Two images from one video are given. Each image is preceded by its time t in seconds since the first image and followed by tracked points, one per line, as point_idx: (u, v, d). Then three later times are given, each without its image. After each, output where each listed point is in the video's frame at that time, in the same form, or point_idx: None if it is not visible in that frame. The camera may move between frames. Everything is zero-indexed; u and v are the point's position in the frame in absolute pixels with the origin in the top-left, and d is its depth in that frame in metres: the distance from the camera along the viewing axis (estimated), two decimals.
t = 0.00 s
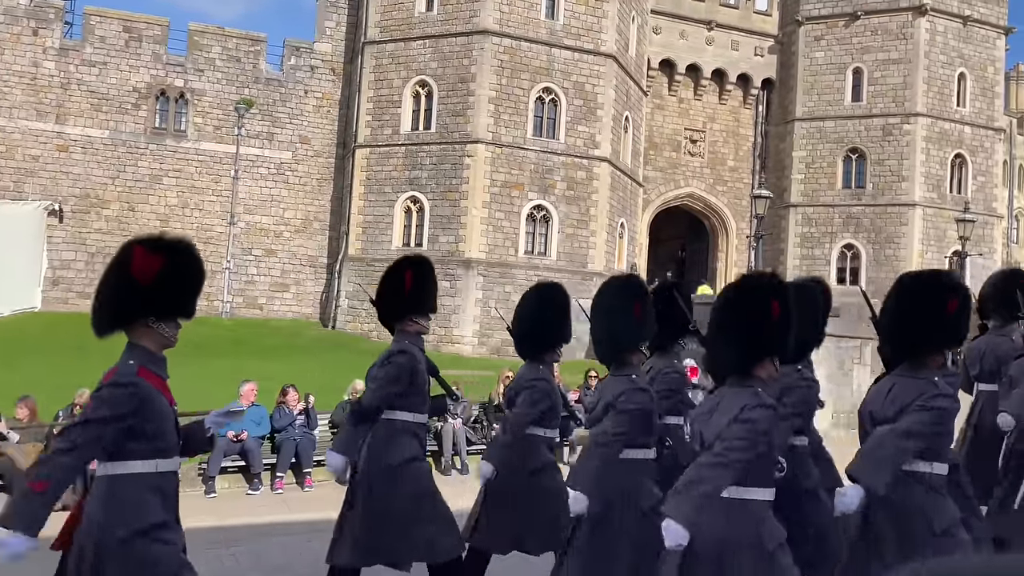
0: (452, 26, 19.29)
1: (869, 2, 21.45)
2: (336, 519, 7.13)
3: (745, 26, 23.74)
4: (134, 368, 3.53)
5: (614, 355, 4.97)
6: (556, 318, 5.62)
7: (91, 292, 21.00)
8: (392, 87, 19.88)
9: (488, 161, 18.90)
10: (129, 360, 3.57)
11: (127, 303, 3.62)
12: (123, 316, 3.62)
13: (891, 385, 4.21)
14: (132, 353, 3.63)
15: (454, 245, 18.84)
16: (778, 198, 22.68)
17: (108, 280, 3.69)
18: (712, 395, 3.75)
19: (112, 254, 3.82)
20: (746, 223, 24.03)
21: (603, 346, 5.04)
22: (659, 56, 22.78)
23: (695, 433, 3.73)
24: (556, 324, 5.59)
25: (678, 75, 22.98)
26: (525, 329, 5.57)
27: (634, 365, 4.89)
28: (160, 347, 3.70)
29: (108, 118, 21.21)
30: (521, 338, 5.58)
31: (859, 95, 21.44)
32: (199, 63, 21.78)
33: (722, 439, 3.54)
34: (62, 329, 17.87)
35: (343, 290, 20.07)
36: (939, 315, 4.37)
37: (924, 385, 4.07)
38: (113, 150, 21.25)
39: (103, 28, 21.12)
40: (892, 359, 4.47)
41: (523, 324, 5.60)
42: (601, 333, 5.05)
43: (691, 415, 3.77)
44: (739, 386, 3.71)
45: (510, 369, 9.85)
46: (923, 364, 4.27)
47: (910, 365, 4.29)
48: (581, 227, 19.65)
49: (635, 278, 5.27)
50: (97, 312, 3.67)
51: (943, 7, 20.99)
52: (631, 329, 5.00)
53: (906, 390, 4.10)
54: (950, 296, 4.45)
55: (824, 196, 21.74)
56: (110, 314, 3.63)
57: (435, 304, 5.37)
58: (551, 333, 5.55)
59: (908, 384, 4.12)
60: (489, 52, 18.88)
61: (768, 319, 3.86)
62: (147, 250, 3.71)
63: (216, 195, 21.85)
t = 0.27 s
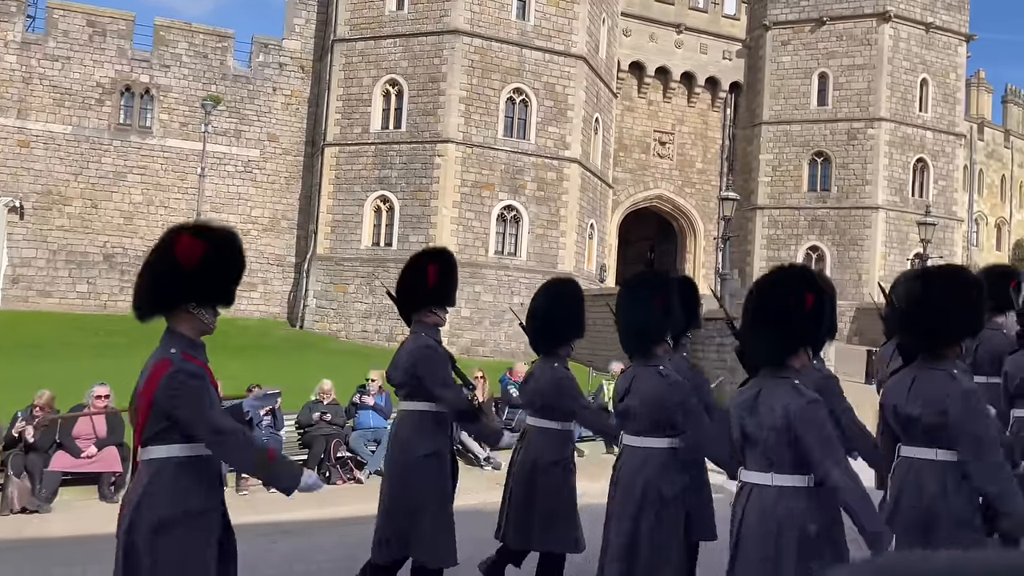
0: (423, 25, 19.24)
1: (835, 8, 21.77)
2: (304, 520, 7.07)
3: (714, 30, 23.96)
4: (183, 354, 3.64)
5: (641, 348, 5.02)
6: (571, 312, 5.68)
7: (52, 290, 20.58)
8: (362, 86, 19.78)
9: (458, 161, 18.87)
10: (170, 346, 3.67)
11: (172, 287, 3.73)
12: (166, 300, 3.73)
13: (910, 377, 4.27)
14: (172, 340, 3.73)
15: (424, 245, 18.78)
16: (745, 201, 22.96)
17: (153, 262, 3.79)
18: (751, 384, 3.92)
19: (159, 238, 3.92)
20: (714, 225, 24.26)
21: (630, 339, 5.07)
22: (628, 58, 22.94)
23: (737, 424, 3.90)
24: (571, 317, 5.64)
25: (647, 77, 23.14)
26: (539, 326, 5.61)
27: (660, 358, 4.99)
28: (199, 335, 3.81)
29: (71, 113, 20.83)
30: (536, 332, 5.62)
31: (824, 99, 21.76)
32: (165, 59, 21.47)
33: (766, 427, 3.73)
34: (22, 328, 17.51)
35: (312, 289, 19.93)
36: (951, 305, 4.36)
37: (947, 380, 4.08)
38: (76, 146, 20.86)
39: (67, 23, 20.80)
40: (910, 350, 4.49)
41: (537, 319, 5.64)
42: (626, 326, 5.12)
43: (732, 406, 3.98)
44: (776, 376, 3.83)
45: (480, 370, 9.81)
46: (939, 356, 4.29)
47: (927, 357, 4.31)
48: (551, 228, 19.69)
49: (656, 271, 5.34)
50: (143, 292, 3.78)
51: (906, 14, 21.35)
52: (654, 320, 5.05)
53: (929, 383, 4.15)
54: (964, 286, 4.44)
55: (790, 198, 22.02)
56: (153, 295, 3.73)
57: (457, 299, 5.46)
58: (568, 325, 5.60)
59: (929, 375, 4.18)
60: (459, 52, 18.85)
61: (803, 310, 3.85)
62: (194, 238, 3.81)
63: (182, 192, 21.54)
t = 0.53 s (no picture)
0: (394, 23, 19.16)
1: (802, 12, 22.06)
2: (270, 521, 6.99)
3: (684, 32, 24.15)
4: (234, 359, 3.78)
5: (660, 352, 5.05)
6: (585, 315, 5.66)
7: (13, 287, 20.16)
8: (332, 83, 19.65)
9: (429, 160, 18.83)
10: (216, 351, 3.80)
11: (221, 297, 3.87)
12: (213, 308, 3.87)
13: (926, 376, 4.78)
14: (218, 346, 3.86)
15: (394, 244, 18.70)
16: (714, 202, 23.19)
17: (201, 270, 3.91)
18: (777, 389, 4.33)
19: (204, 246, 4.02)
20: (683, 226, 24.46)
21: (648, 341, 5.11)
22: (600, 59, 23.05)
23: (767, 427, 4.27)
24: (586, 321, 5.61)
25: (618, 78, 23.27)
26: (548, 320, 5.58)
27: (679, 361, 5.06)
28: (240, 341, 3.94)
29: (34, 108, 20.43)
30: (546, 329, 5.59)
31: (792, 102, 22.04)
32: (130, 53, 21.15)
33: (801, 428, 4.12)
34: None
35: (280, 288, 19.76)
36: (959, 307, 4.81)
37: (960, 377, 4.59)
38: (39, 141, 20.47)
39: (30, 16, 20.40)
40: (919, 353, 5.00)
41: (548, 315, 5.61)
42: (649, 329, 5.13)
43: (759, 410, 4.37)
44: (802, 379, 4.28)
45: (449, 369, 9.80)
46: (952, 357, 4.76)
47: (939, 358, 4.81)
48: (522, 227, 19.71)
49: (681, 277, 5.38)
50: (189, 298, 3.90)
51: (871, 19, 21.68)
52: (678, 322, 5.10)
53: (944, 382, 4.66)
54: (973, 292, 4.83)
55: (758, 200, 22.27)
56: (202, 304, 3.88)
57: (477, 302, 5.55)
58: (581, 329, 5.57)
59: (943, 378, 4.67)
60: (430, 50, 18.80)
61: (829, 316, 4.34)
62: (240, 248, 3.92)
63: (148, 189, 21.21)
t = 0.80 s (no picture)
0: (367, 19, 19.03)
1: (774, 14, 22.25)
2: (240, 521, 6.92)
3: (657, 32, 24.27)
4: (279, 350, 3.68)
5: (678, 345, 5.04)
6: (596, 310, 5.70)
7: None
8: (304, 79, 19.48)
9: (402, 157, 18.73)
10: (261, 343, 3.71)
11: (270, 289, 3.81)
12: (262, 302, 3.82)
13: (925, 373, 4.74)
14: (266, 338, 3.77)
15: (366, 241, 18.59)
16: (686, 201, 23.35)
17: (248, 266, 3.88)
18: (798, 380, 4.23)
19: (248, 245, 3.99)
20: (656, 225, 24.59)
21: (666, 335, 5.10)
22: (573, 58, 23.10)
23: (788, 417, 4.16)
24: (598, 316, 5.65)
25: (591, 78, 23.35)
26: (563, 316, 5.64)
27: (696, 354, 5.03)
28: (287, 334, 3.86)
29: None
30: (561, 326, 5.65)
31: (763, 103, 22.24)
32: (97, 47, 20.81)
33: (819, 418, 4.01)
34: None
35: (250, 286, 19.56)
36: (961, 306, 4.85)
37: (960, 373, 4.58)
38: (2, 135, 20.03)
39: None
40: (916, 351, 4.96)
41: (564, 309, 5.65)
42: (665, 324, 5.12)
43: (779, 402, 4.26)
44: (822, 371, 4.19)
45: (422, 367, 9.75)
46: (951, 351, 4.72)
47: (939, 353, 4.74)
48: (495, 226, 19.68)
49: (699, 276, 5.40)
50: (237, 296, 3.87)
51: (841, 21, 21.93)
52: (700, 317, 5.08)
53: (943, 377, 4.64)
54: (970, 293, 4.93)
55: (729, 200, 22.46)
56: (250, 299, 3.84)
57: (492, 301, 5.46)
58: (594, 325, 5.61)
59: (943, 372, 4.66)
60: (404, 47, 18.71)
61: (850, 310, 4.28)
62: (287, 241, 3.89)
63: (114, 184, 20.86)
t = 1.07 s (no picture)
0: (342, 15, 18.91)
1: (748, 15, 22.43)
2: (213, 520, 6.85)
3: (632, 31, 24.37)
4: (322, 346, 3.93)
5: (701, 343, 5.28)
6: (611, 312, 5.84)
7: None
8: (278, 75, 19.34)
9: (378, 155, 18.64)
10: (306, 339, 3.94)
11: (316, 289, 4.04)
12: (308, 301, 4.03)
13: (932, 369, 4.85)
14: (311, 335, 4.01)
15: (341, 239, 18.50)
16: (661, 200, 23.48)
17: (292, 267, 4.09)
18: (821, 375, 4.39)
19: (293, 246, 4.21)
20: (631, 223, 24.71)
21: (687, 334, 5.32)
22: (550, 57, 23.13)
23: (809, 411, 4.33)
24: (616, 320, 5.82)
25: (567, 76, 23.40)
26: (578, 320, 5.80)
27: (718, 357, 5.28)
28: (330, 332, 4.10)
29: None
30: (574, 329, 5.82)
31: (737, 103, 22.42)
32: (67, 40, 20.50)
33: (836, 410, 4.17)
34: None
35: (223, 283, 19.37)
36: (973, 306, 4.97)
37: (964, 370, 4.66)
38: None
39: None
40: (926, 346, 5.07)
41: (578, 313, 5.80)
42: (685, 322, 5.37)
43: (802, 397, 4.42)
44: (845, 368, 4.32)
45: (398, 365, 9.78)
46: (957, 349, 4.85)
47: (948, 351, 4.88)
48: (471, 224, 19.67)
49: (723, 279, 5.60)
50: (280, 295, 4.07)
51: (814, 23, 22.16)
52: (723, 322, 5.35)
53: (948, 372, 4.74)
54: (977, 292, 5.07)
55: (704, 198, 22.62)
56: (295, 300, 4.04)
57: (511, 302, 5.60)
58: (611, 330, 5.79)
59: (948, 368, 4.75)
60: (379, 44, 18.61)
61: (872, 311, 4.45)
62: (333, 243, 4.12)
63: (85, 180, 20.55)
